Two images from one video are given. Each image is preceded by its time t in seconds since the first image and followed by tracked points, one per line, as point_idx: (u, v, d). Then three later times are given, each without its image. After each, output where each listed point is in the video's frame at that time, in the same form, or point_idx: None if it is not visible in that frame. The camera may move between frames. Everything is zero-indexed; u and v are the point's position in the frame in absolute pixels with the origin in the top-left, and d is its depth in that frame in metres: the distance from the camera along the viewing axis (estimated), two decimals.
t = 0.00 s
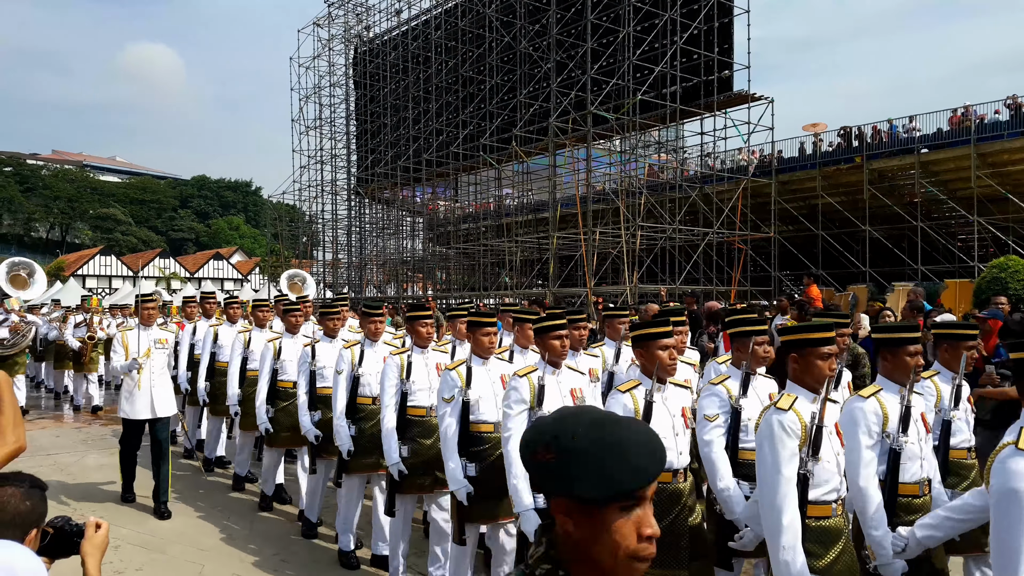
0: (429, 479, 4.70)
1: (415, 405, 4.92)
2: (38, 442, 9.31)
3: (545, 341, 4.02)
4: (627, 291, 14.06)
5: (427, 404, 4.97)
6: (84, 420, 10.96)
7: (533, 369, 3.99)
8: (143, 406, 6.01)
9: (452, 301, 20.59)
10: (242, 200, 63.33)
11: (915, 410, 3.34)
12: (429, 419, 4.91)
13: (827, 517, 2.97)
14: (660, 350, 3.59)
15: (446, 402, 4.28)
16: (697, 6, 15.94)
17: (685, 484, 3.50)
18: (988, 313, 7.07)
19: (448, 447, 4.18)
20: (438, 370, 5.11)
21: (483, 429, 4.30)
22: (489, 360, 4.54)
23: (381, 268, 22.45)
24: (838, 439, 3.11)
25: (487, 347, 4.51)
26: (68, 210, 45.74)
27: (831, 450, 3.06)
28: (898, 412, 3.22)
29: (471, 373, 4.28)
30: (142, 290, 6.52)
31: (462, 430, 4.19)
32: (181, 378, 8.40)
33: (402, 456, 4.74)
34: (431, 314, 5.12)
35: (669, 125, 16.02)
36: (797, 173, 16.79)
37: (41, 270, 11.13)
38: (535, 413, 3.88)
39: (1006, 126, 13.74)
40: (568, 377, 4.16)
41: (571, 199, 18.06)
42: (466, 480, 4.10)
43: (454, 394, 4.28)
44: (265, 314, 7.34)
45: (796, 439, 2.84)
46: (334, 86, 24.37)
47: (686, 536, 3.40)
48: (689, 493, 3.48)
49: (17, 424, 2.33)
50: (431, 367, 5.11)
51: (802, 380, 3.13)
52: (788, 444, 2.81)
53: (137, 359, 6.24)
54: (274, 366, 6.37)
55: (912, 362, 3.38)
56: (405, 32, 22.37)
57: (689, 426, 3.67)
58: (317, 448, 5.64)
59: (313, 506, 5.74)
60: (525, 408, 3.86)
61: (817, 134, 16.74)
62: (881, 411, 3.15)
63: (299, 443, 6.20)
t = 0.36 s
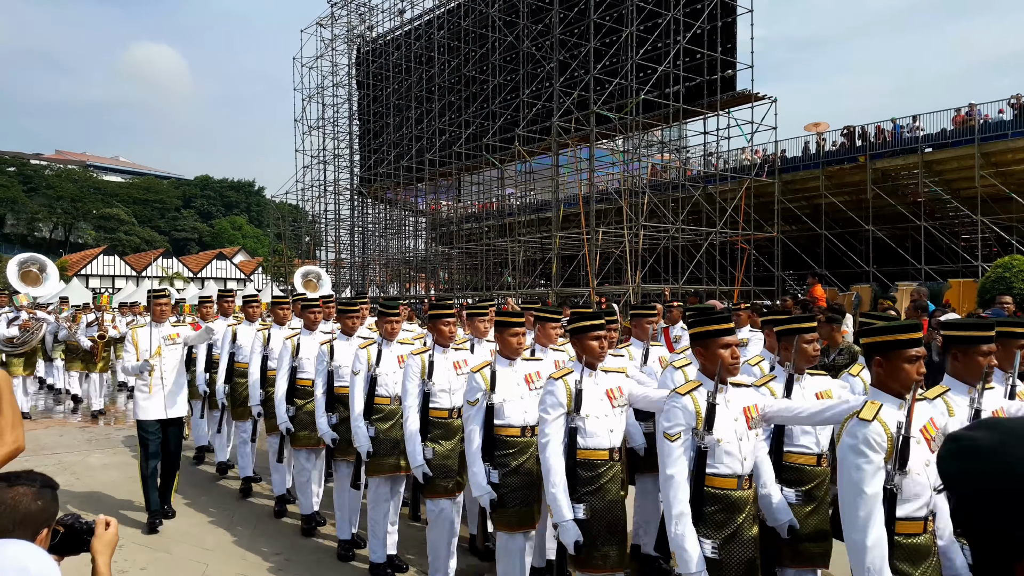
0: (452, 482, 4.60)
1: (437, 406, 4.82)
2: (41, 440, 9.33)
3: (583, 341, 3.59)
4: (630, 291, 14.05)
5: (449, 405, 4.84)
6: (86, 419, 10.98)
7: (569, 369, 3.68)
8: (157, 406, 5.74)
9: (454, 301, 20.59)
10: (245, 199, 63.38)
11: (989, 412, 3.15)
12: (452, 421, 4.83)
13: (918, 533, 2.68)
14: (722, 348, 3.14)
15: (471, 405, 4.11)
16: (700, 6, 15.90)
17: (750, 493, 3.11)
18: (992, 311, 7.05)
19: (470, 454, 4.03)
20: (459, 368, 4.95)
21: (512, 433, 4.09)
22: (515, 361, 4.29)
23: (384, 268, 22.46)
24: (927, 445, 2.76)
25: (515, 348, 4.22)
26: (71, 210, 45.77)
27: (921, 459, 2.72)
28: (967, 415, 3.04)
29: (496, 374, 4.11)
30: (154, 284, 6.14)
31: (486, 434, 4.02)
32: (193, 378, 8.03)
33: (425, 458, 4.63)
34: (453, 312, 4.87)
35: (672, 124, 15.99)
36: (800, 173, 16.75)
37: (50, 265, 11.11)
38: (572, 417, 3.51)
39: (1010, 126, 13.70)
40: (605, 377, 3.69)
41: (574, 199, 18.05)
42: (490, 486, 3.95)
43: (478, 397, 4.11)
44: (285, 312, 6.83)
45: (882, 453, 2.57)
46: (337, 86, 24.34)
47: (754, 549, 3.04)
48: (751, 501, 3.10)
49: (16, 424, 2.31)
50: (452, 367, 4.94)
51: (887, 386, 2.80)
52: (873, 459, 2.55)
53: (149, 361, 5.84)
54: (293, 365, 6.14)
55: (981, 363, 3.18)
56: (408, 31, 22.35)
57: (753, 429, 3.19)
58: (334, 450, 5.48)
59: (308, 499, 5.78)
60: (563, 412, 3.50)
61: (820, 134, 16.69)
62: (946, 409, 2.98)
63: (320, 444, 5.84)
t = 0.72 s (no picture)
0: (472, 490, 4.56)
1: (457, 412, 4.74)
2: (47, 440, 9.36)
3: (623, 343, 3.66)
4: (634, 291, 14.03)
5: (468, 411, 4.77)
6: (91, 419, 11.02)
7: (612, 376, 3.59)
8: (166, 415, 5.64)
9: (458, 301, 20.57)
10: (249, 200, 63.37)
11: None
12: (472, 426, 4.74)
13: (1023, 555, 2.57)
14: (787, 356, 2.95)
15: (499, 410, 4.06)
16: (704, 6, 15.87)
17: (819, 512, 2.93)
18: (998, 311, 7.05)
19: (503, 464, 3.93)
20: (480, 374, 4.87)
21: (540, 440, 4.01)
22: (542, 365, 4.23)
23: (387, 268, 22.46)
24: None
25: (540, 350, 4.18)
26: (76, 210, 45.86)
27: None
28: None
29: (525, 380, 4.06)
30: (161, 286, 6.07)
31: (516, 442, 3.96)
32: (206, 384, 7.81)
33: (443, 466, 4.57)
34: (472, 315, 4.82)
35: (675, 124, 15.97)
36: (804, 172, 16.71)
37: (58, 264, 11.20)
38: (619, 424, 3.49)
39: (1015, 125, 13.65)
40: (649, 384, 3.72)
41: (577, 199, 18.04)
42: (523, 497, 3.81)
43: (506, 401, 4.06)
44: (298, 312, 6.80)
45: (990, 466, 2.42)
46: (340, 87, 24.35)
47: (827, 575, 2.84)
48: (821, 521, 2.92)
49: (20, 424, 2.32)
50: (469, 371, 4.86)
51: (988, 393, 2.65)
52: (981, 472, 2.41)
53: (161, 362, 5.83)
54: (305, 367, 6.06)
55: None
56: (411, 32, 22.34)
57: (819, 445, 3.03)
58: (344, 456, 5.43)
59: (314, 504, 5.76)
60: (607, 419, 3.46)
61: (824, 133, 16.66)
62: None
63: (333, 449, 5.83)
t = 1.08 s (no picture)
0: (512, 505, 4.25)
1: (494, 421, 4.44)
2: (53, 440, 9.43)
3: (693, 349, 3.32)
4: (638, 291, 14.04)
5: (505, 420, 4.45)
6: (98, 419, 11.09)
7: (677, 383, 3.33)
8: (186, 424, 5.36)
9: (462, 301, 20.59)
10: (254, 200, 63.47)
11: None
12: (510, 436, 4.43)
13: None
14: (908, 364, 2.67)
15: (546, 422, 3.64)
16: (708, 5, 15.84)
17: (940, 538, 2.68)
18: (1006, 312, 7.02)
19: (549, 476, 3.55)
20: (518, 380, 4.55)
21: (592, 454, 3.61)
22: (591, 373, 3.83)
23: (391, 269, 22.51)
24: None
25: (592, 358, 3.77)
26: (82, 211, 46.02)
27: None
28: None
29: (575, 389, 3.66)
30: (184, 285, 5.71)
31: (566, 456, 3.58)
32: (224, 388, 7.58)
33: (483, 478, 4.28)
34: (509, 319, 4.61)
35: (680, 124, 15.94)
36: (810, 172, 16.66)
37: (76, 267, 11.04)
38: (687, 437, 3.24)
39: (1022, 124, 13.58)
40: (719, 392, 3.44)
41: (581, 200, 18.03)
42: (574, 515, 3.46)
43: (553, 412, 3.65)
44: (319, 315, 6.76)
45: None
46: (345, 88, 24.38)
47: None
48: (943, 547, 2.69)
49: (24, 424, 2.32)
50: (507, 379, 4.53)
51: None
52: None
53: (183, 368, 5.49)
54: (324, 371, 5.99)
55: None
56: (416, 32, 22.34)
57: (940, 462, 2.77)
58: (360, 459, 5.39)
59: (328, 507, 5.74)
60: (674, 432, 3.21)
61: (829, 133, 16.62)
62: None
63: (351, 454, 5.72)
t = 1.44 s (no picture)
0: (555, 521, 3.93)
1: (532, 432, 4.12)
2: (59, 441, 9.48)
3: (773, 361, 3.04)
4: (642, 292, 14.04)
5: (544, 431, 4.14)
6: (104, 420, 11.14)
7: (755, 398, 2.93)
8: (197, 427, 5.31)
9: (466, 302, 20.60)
10: (258, 201, 63.54)
11: None
12: (550, 449, 4.11)
13: None
14: None
15: (596, 436, 3.39)
16: (712, 6, 15.84)
17: None
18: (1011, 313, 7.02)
19: (601, 495, 3.27)
20: (553, 388, 4.27)
21: (648, 469, 3.39)
22: (644, 383, 3.58)
23: (395, 269, 22.56)
24: None
25: (645, 366, 3.52)
26: (87, 212, 46.15)
27: None
28: None
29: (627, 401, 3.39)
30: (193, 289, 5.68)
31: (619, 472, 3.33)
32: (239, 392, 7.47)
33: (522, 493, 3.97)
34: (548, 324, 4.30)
35: (684, 124, 15.93)
36: (814, 173, 16.64)
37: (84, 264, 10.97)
38: (768, 458, 2.87)
39: None
40: (801, 407, 3.01)
41: (585, 201, 18.04)
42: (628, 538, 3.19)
43: (604, 426, 3.39)
44: (326, 316, 6.76)
45: None
46: (349, 89, 24.42)
47: None
48: None
49: (29, 427, 2.34)
50: (541, 388, 4.25)
51: None
52: None
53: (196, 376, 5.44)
54: (335, 373, 5.89)
55: None
56: (420, 33, 22.36)
57: None
58: (375, 467, 5.14)
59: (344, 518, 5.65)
60: (754, 452, 2.83)
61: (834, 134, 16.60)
62: None
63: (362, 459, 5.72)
